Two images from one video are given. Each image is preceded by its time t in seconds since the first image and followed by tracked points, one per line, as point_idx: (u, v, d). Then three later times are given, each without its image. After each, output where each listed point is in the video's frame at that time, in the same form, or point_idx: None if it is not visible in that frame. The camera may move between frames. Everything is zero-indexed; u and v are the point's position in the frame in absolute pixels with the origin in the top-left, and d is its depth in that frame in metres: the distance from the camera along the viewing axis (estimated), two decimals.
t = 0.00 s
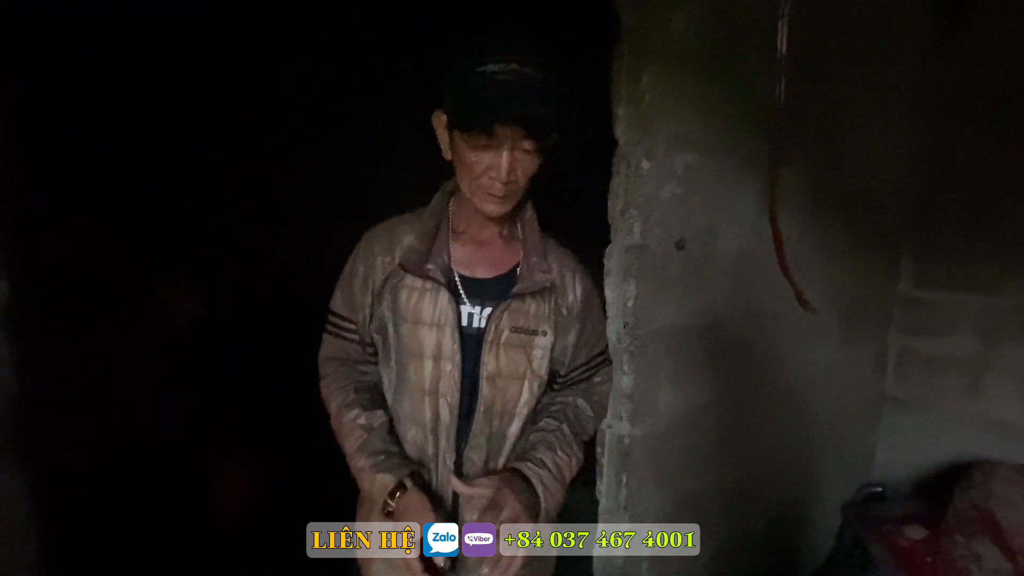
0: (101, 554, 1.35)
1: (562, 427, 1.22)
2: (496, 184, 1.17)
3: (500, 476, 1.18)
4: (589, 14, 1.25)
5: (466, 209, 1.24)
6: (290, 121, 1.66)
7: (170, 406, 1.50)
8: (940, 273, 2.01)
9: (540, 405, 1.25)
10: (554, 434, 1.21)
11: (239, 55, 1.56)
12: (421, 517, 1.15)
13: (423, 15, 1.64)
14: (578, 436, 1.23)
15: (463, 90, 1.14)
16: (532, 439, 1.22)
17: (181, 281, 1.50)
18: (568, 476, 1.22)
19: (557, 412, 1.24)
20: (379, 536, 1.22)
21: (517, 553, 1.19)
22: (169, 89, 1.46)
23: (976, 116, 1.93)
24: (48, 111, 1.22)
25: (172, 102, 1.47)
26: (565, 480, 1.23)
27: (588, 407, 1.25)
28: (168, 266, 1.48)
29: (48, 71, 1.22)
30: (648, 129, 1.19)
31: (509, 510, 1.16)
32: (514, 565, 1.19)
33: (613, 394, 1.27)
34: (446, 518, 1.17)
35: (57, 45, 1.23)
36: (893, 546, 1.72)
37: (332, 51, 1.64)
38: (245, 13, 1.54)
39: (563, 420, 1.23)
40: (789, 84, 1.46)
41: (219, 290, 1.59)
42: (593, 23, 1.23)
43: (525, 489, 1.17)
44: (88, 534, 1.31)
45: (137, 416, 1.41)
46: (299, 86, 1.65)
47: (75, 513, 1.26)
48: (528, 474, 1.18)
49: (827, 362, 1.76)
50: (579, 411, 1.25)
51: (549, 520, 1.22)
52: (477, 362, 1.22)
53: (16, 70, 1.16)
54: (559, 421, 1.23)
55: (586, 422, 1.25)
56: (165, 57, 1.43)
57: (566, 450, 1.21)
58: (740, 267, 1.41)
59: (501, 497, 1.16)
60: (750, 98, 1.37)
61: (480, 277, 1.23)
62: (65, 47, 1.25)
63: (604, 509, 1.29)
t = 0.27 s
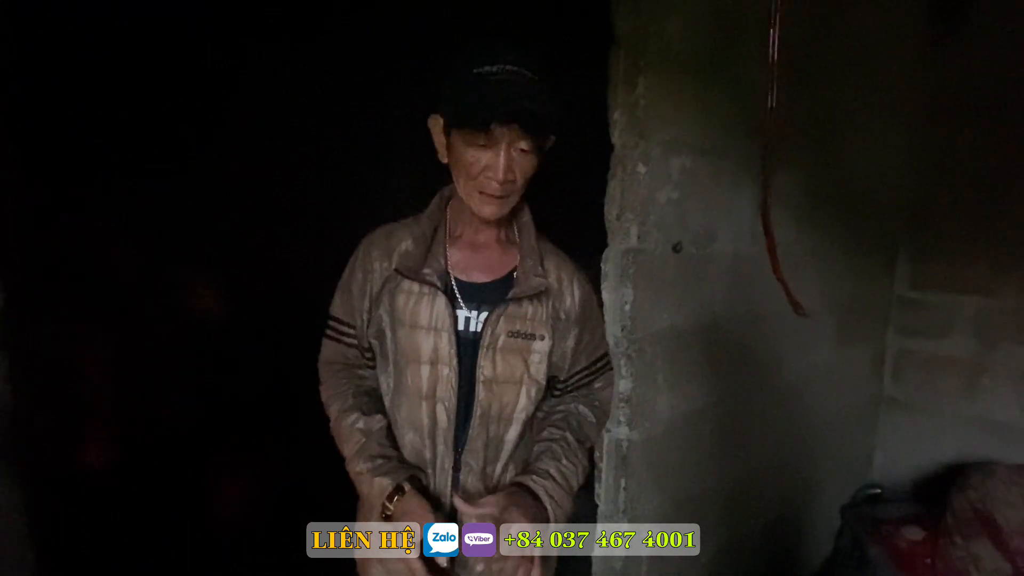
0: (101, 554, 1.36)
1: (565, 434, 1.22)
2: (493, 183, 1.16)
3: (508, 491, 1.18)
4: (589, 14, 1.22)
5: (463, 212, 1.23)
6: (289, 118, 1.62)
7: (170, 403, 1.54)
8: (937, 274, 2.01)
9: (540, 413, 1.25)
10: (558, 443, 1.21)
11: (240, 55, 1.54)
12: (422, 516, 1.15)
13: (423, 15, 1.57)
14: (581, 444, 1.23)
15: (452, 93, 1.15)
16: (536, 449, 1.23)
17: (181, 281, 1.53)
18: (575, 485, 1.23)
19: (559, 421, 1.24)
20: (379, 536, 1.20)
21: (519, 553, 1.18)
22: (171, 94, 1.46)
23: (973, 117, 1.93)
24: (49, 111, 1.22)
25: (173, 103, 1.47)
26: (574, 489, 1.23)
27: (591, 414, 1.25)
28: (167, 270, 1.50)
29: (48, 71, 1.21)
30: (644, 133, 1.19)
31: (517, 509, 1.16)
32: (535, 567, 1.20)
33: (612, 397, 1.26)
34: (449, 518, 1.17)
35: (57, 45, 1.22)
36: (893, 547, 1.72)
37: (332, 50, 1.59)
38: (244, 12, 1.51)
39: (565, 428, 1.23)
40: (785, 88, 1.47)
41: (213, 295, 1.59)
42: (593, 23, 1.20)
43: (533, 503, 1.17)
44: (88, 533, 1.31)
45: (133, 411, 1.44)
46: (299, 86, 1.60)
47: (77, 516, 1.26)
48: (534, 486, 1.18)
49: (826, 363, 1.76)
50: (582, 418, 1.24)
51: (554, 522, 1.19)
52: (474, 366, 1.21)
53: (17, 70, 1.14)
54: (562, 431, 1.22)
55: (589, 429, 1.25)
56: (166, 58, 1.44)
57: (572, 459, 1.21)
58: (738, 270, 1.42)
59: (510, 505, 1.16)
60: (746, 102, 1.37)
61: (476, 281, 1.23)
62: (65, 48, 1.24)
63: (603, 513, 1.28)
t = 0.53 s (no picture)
0: (101, 554, 1.34)
1: (563, 439, 1.24)
2: (496, 185, 1.17)
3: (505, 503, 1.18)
4: (588, 14, 1.45)
5: (465, 214, 1.24)
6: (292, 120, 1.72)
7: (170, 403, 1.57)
8: (938, 274, 2.01)
9: (541, 416, 1.28)
10: (555, 447, 1.23)
11: (240, 55, 1.62)
12: (422, 516, 1.15)
13: (423, 14, 1.69)
14: (578, 446, 1.24)
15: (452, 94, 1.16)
16: (533, 455, 1.24)
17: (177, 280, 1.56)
18: (571, 492, 1.22)
19: (556, 425, 1.26)
20: (379, 536, 1.20)
21: (518, 554, 1.18)
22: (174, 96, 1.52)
23: (971, 117, 1.94)
24: (48, 111, 1.21)
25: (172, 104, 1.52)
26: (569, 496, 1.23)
27: (588, 415, 1.27)
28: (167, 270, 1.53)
29: (48, 71, 1.21)
30: (643, 133, 1.19)
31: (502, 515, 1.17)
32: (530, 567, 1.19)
33: (612, 398, 1.26)
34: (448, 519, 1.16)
35: (57, 45, 1.22)
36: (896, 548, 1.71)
37: (332, 50, 1.71)
38: (245, 12, 1.59)
39: (563, 433, 1.25)
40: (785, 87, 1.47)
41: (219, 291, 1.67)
42: (592, 23, 1.42)
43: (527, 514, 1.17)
44: (88, 533, 1.29)
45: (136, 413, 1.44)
46: (299, 86, 1.71)
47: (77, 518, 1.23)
48: (530, 497, 1.19)
49: (826, 363, 1.76)
50: (579, 420, 1.27)
51: (551, 521, 1.20)
52: (474, 368, 1.21)
53: (17, 71, 1.14)
54: (559, 434, 1.25)
55: (587, 430, 1.27)
56: (164, 57, 1.48)
57: (568, 463, 1.22)
58: (738, 270, 1.42)
59: (506, 514, 1.16)
60: (745, 102, 1.37)
61: (477, 282, 1.24)
62: (65, 48, 1.24)
63: (604, 514, 1.28)
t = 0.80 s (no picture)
0: (101, 554, 1.49)
1: (558, 441, 1.23)
2: (500, 193, 1.17)
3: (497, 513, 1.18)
4: (588, 14, 1.38)
5: (464, 218, 1.23)
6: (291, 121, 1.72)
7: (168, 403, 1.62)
8: (938, 274, 2.01)
9: (537, 416, 1.27)
10: (549, 449, 1.23)
11: (240, 55, 1.63)
12: (422, 516, 1.13)
13: (423, 14, 1.71)
14: (574, 446, 1.24)
15: (450, 94, 1.16)
16: (529, 457, 1.24)
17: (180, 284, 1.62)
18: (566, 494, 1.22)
19: (551, 427, 1.25)
20: (379, 536, 1.22)
21: (518, 554, 1.17)
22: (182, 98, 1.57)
23: (969, 118, 1.94)
24: (48, 110, 1.34)
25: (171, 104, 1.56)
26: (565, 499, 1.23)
27: (583, 415, 1.27)
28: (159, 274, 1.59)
29: (48, 71, 1.32)
30: (643, 135, 1.19)
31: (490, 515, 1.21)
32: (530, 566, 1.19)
33: (613, 399, 1.26)
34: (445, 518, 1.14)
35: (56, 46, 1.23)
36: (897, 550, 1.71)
37: (332, 50, 1.71)
38: (245, 13, 1.60)
39: (558, 434, 1.24)
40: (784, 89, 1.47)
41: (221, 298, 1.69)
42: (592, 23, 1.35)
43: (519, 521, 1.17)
44: (87, 530, 1.44)
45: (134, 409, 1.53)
46: (299, 86, 1.71)
47: (77, 519, 1.40)
48: (515, 507, 1.18)
49: (827, 364, 1.76)
50: (574, 421, 1.26)
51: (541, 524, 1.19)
52: (473, 370, 1.21)
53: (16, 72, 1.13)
54: (554, 436, 1.24)
55: (582, 431, 1.26)
56: (163, 58, 1.52)
57: (562, 465, 1.21)
58: (738, 272, 1.42)
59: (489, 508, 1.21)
60: (744, 103, 1.38)
61: (475, 285, 1.24)
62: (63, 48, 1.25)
63: (605, 515, 1.28)
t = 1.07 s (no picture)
0: (101, 554, 1.45)
1: (561, 438, 1.24)
2: (497, 196, 1.16)
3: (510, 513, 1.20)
4: (588, 14, 1.55)
5: (460, 220, 1.23)
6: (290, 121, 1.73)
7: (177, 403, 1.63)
8: (943, 275, 2.00)
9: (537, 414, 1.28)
10: (553, 447, 1.23)
11: (240, 55, 1.65)
12: (421, 516, 1.13)
13: (423, 14, 1.69)
14: (575, 443, 1.25)
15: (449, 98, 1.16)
16: (532, 455, 1.24)
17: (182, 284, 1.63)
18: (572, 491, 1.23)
19: (552, 424, 1.26)
20: (379, 536, 1.21)
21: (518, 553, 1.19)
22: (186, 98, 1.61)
23: (972, 118, 1.94)
24: (50, 109, 1.28)
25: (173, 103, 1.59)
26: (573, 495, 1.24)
27: (580, 411, 1.27)
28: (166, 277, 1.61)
29: (48, 71, 1.27)
30: (647, 136, 1.19)
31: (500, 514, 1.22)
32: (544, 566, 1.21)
33: (617, 401, 1.25)
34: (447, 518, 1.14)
35: (55, 45, 1.27)
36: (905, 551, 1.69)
37: (332, 50, 1.71)
38: (245, 13, 1.63)
39: (559, 431, 1.25)
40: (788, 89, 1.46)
41: (225, 296, 1.71)
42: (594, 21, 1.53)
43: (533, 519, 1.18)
44: (87, 534, 1.39)
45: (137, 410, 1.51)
46: (299, 86, 1.71)
47: (77, 520, 1.33)
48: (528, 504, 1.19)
49: (832, 364, 1.75)
50: (572, 418, 1.27)
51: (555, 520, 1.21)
52: (473, 372, 1.21)
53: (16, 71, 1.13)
54: (557, 434, 1.25)
55: (582, 426, 1.27)
56: (164, 59, 1.55)
57: (567, 461, 1.22)
58: (743, 273, 1.41)
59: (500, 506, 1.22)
60: (747, 104, 1.37)
61: (473, 288, 1.24)
62: (63, 46, 1.29)
63: (611, 518, 1.27)
